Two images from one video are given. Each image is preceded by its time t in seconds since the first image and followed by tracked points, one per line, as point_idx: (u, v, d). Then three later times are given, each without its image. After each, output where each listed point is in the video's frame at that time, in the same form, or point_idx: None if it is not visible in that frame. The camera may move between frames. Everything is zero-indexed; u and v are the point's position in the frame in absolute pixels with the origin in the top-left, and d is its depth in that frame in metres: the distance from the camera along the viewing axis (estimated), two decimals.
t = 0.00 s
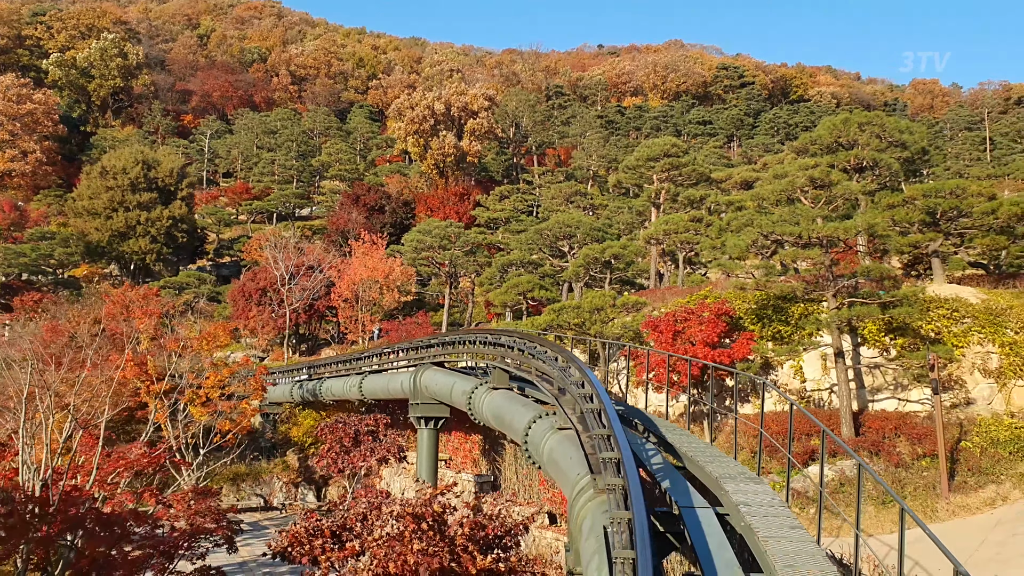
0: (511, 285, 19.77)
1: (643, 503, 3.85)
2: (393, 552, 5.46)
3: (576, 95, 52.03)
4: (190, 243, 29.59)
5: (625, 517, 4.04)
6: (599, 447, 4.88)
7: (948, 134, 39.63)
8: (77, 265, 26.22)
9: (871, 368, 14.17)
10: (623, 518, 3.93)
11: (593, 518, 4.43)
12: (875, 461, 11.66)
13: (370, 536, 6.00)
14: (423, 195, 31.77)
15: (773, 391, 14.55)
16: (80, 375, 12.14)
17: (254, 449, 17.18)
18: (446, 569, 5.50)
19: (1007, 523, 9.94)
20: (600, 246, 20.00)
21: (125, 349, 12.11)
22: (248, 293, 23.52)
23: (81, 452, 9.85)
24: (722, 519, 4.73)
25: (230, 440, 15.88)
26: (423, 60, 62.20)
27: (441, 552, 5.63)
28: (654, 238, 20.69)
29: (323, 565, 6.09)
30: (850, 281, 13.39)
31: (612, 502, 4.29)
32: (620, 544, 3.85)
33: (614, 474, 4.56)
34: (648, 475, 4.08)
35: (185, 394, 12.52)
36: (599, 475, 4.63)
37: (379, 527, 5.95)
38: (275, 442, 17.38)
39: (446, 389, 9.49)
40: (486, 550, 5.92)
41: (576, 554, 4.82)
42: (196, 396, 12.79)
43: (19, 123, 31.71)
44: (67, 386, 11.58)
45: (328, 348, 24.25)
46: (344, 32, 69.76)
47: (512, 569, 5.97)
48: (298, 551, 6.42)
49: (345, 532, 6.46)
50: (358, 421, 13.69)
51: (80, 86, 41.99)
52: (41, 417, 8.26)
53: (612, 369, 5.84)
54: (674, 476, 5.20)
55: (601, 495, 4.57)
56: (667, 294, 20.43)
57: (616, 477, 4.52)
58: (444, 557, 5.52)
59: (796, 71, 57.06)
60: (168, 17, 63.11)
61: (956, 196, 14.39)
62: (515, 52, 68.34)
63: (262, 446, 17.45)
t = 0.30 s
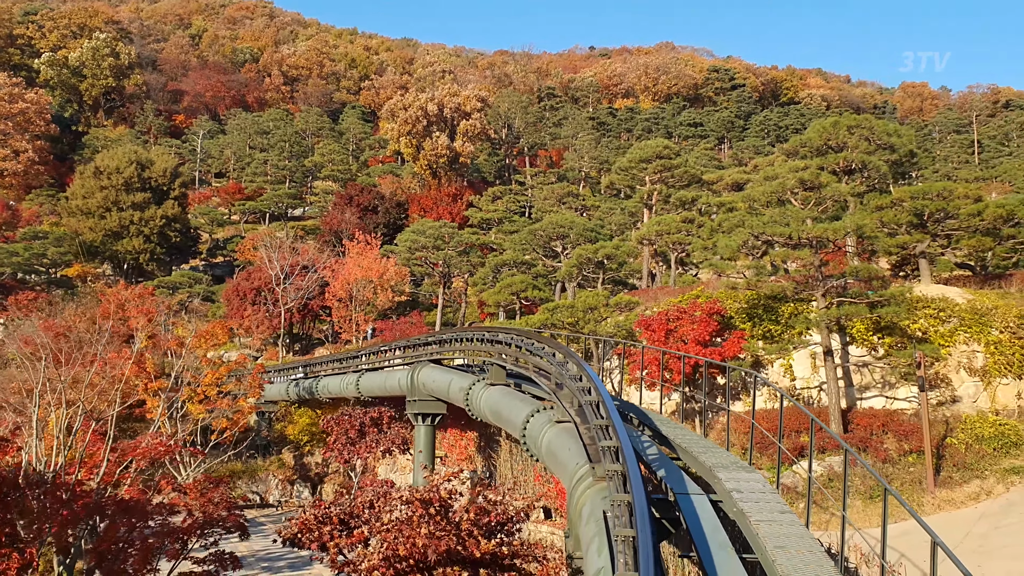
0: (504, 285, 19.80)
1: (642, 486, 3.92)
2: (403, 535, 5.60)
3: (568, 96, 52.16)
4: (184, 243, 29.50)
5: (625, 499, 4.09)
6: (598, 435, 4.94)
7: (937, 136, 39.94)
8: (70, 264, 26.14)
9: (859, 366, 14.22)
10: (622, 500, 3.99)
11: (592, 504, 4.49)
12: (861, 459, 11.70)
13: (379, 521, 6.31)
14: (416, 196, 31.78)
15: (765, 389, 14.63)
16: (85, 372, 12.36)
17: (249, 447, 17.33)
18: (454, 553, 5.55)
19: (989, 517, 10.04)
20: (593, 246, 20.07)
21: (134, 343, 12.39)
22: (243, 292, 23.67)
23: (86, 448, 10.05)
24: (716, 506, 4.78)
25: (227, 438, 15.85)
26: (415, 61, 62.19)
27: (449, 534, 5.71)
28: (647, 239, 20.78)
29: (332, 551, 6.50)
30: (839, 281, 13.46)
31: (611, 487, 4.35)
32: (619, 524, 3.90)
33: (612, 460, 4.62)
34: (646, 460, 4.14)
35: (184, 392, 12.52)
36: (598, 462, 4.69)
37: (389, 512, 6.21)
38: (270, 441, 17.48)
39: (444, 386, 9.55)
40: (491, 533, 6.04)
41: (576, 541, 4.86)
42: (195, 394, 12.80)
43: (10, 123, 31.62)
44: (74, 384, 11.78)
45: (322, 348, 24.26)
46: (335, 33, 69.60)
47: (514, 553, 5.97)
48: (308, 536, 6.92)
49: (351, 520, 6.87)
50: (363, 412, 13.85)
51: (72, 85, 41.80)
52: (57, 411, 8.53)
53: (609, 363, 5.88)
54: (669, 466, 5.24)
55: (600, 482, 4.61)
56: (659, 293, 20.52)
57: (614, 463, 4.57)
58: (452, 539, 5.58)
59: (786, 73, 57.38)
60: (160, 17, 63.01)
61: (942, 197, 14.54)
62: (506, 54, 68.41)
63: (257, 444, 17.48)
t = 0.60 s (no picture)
0: (495, 284, 19.84)
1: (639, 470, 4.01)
2: (409, 520, 6.39)
3: (558, 97, 52.27)
4: (175, 241, 29.30)
5: (621, 485, 4.17)
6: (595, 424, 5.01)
7: (923, 139, 40.37)
8: (60, 261, 25.97)
9: (845, 364, 14.32)
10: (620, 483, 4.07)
11: (588, 490, 4.56)
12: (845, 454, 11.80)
13: (383, 507, 6.96)
14: (407, 196, 31.77)
15: (752, 386, 14.72)
16: (90, 365, 12.62)
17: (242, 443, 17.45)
18: (456, 537, 6.31)
19: (970, 509, 10.23)
20: (584, 246, 20.14)
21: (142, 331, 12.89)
22: (235, 291, 23.63)
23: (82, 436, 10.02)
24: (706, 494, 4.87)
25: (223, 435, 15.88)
26: (405, 60, 62.07)
27: (452, 519, 6.46)
28: (637, 239, 20.91)
29: (338, 535, 7.11)
30: (825, 281, 13.59)
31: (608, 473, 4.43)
32: (617, 507, 3.98)
33: (609, 448, 4.69)
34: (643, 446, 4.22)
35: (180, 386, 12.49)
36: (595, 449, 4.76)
37: (395, 499, 6.88)
38: (263, 438, 17.53)
39: (438, 382, 9.60)
40: (492, 518, 6.68)
41: (573, 527, 4.93)
42: (190, 389, 12.77)
43: None
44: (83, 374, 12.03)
45: (313, 347, 24.24)
46: (325, 32, 69.37)
47: (513, 539, 6.68)
48: (314, 523, 7.37)
49: (357, 508, 7.37)
50: (366, 403, 14.21)
51: (61, 83, 41.49)
52: (72, 398, 8.81)
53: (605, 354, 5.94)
54: (662, 456, 5.32)
55: (597, 470, 4.69)
56: (649, 292, 20.64)
57: (611, 451, 4.65)
58: (455, 525, 6.35)
59: (774, 76, 57.78)
60: (149, 15, 62.63)
61: (926, 199, 14.72)
62: (496, 54, 68.42)
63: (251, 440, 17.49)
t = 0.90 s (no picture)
0: (486, 283, 19.88)
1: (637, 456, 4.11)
2: (415, 506, 6.77)
3: (546, 98, 52.41)
4: (164, 240, 29.04)
5: (619, 471, 4.26)
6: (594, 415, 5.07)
7: (908, 142, 40.84)
8: (49, 261, 25.79)
9: (830, 362, 14.49)
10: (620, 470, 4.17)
11: (586, 479, 4.64)
12: (831, 450, 11.91)
13: (387, 495, 7.16)
14: (397, 196, 31.73)
15: (740, 384, 14.84)
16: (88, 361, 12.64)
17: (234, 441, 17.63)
18: (459, 521, 6.73)
19: (951, 504, 10.37)
20: (574, 246, 20.22)
21: (148, 327, 13.26)
22: (225, 289, 23.58)
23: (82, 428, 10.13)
24: (699, 483, 4.98)
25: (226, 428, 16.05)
26: (393, 61, 61.91)
27: (456, 505, 6.84)
28: (626, 239, 21.04)
29: (344, 523, 7.35)
30: (812, 281, 13.75)
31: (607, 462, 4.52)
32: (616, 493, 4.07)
33: (607, 437, 4.78)
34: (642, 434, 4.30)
35: (175, 383, 12.52)
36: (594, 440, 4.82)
37: (401, 485, 7.12)
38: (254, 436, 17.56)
39: (433, 379, 9.65)
40: (494, 505, 7.03)
41: (570, 515, 5.02)
42: (186, 386, 12.81)
43: None
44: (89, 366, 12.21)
45: (303, 346, 24.19)
46: (314, 32, 69.07)
47: (513, 525, 7.01)
48: (320, 512, 7.64)
49: (361, 498, 7.58)
50: (370, 396, 14.04)
51: (48, 81, 41.12)
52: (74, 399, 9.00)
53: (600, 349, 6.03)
54: (656, 447, 5.42)
55: (595, 459, 4.80)
56: (638, 292, 20.76)
57: (609, 441, 4.73)
58: (457, 511, 6.76)
59: (761, 78, 58.25)
60: (137, 14, 62.13)
61: (910, 202, 14.93)
62: (485, 55, 68.41)
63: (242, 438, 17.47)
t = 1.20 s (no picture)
0: (474, 284, 19.92)
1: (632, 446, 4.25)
2: (417, 495, 6.80)
3: (531, 100, 52.51)
4: (150, 241, 28.64)
5: (612, 459, 4.37)
6: (587, 409, 5.18)
7: (889, 144, 41.38)
8: (33, 261, 25.47)
9: (813, 360, 14.65)
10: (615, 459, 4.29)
11: (581, 470, 4.75)
12: (815, 445, 12.09)
13: (386, 485, 7.17)
14: (383, 196, 31.62)
15: (725, 382, 15.05)
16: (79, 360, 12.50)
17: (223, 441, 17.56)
18: (459, 511, 6.78)
19: (929, 497, 10.59)
20: (561, 247, 20.32)
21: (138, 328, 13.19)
22: (213, 290, 23.43)
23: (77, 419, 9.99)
24: (688, 473, 5.10)
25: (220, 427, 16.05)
26: (378, 61, 61.72)
27: (455, 495, 6.88)
28: (613, 240, 21.17)
29: (344, 514, 7.21)
30: (794, 281, 13.83)
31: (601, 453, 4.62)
32: (609, 480, 4.17)
33: (600, 429, 4.89)
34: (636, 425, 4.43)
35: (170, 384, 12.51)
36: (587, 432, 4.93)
37: (402, 475, 7.15)
38: (244, 436, 17.52)
39: (425, 377, 9.74)
40: (492, 493, 7.13)
41: (564, 504, 5.11)
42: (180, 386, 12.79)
43: None
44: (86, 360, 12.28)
45: (291, 347, 24.09)
46: (298, 32, 68.69)
47: (510, 515, 7.07)
48: (321, 502, 7.46)
49: (362, 488, 7.40)
50: (367, 391, 14.17)
51: (31, 80, 40.58)
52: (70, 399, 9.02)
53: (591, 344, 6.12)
54: (646, 439, 5.54)
55: (588, 450, 4.90)
56: (624, 292, 20.88)
57: (602, 433, 4.84)
58: (457, 500, 6.81)
59: (744, 81, 58.75)
60: (120, 13, 61.42)
61: (891, 204, 15.17)
62: (470, 56, 68.39)
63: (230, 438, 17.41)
